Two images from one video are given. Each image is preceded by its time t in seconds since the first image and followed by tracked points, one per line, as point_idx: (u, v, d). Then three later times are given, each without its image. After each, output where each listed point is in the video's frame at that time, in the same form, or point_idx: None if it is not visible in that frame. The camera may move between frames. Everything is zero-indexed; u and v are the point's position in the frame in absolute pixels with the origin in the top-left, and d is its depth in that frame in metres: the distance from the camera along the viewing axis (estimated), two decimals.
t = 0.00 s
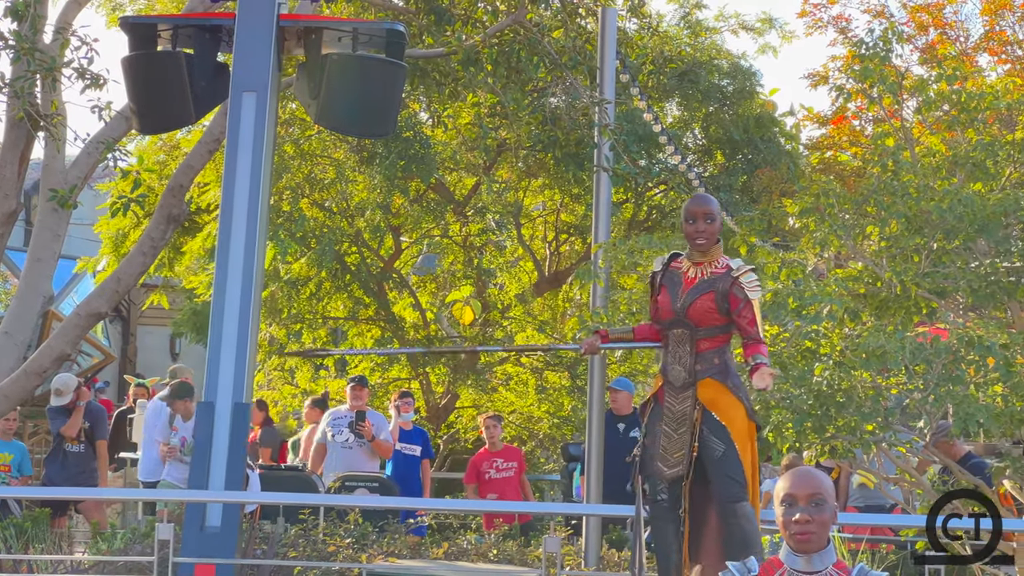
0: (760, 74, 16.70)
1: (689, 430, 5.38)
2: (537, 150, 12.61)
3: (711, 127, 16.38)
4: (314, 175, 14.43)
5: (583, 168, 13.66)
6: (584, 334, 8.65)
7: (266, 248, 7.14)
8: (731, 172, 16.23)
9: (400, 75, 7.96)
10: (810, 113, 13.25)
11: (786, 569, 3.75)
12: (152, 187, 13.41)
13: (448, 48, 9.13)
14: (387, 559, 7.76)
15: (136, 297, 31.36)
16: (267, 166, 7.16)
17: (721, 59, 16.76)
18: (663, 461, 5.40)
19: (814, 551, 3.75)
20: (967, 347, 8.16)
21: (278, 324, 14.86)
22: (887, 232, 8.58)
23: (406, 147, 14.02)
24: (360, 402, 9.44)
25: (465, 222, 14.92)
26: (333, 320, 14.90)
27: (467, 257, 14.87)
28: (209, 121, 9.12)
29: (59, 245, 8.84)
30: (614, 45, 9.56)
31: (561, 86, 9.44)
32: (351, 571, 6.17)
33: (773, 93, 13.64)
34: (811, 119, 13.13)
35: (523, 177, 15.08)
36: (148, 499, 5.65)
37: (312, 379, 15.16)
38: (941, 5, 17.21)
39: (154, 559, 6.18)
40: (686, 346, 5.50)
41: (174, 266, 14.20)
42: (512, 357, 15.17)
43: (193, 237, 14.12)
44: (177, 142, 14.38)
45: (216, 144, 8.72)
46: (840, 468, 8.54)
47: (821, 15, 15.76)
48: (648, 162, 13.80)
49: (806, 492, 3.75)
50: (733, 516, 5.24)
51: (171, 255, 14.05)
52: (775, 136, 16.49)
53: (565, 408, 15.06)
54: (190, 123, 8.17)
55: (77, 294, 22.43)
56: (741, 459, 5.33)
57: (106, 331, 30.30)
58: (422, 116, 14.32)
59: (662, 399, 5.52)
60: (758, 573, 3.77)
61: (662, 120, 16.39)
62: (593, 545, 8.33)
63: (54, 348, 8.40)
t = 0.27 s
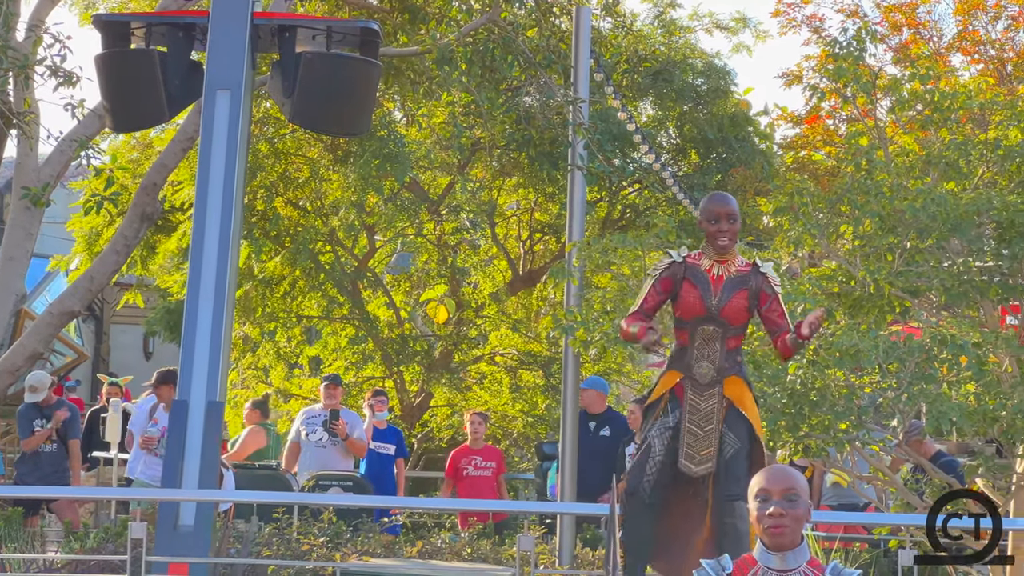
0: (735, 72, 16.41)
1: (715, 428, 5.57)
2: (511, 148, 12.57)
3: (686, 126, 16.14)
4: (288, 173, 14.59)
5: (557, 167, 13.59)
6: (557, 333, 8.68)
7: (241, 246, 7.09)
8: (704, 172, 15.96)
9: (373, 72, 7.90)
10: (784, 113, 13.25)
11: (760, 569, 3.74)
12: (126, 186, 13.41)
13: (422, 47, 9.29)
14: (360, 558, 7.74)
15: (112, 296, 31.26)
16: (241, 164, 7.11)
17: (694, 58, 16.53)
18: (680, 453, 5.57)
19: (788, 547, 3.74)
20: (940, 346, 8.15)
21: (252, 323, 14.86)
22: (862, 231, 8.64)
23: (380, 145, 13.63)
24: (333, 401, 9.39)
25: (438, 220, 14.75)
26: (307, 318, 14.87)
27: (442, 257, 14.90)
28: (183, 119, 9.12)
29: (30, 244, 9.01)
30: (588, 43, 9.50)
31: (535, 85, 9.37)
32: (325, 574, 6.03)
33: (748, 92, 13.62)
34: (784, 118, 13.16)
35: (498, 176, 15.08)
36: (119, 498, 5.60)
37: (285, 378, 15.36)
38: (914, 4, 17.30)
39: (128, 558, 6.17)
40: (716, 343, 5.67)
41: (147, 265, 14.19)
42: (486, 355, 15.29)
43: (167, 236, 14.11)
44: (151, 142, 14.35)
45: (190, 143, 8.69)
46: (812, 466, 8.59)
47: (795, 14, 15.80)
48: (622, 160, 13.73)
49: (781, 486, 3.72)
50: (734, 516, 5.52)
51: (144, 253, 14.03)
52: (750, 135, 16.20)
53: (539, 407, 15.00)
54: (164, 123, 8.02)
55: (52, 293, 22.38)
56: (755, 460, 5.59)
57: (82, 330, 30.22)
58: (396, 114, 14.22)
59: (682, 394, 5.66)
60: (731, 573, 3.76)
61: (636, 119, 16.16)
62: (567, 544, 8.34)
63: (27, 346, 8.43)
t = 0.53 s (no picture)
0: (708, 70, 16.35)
1: (708, 427, 5.49)
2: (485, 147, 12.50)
3: (659, 124, 15.96)
4: (262, 171, 14.37)
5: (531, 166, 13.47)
6: (531, 333, 8.75)
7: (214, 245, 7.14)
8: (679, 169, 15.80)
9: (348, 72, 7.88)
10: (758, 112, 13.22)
11: (733, 566, 3.77)
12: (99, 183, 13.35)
13: (395, 44, 9.37)
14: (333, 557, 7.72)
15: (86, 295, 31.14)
16: (215, 162, 7.14)
17: (668, 56, 16.36)
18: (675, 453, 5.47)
19: (761, 543, 3.76)
20: (913, 344, 8.14)
21: (226, 321, 14.88)
22: (835, 229, 8.59)
23: (354, 144, 13.74)
24: (308, 400, 9.38)
25: (412, 218, 14.92)
26: (281, 316, 14.98)
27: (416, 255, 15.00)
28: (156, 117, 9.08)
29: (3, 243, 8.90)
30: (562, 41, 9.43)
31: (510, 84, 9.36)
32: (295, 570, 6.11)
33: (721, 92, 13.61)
34: (759, 117, 13.17)
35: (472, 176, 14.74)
36: (91, 497, 5.64)
37: (259, 377, 15.06)
38: (887, 4, 17.39)
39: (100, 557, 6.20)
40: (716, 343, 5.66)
41: (121, 263, 14.12)
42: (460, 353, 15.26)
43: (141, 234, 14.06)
44: (124, 140, 14.27)
45: (164, 141, 8.68)
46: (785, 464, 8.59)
47: (769, 13, 15.84)
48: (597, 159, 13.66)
49: (755, 484, 3.75)
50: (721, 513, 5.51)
51: (117, 251, 13.96)
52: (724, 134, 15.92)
53: (513, 405, 15.11)
54: (137, 120, 8.04)
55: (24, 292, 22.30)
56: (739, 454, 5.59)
57: (55, 329, 30.10)
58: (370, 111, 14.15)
59: (675, 396, 5.54)
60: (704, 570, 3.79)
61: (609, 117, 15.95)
62: (540, 542, 8.32)
63: None
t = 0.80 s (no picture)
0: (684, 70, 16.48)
1: (679, 425, 5.27)
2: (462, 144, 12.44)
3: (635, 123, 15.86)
4: (237, 170, 14.31)
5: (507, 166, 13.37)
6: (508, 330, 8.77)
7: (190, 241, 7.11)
8: (653, 168, 15.54)
9: (324, 70, 7.83)
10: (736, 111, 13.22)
11: (711, 562, 3.85)
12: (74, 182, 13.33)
13: (372, 43, 9.27)
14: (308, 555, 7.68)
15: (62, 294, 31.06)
16: (191, 158, 7.12)
17: (643, 57, 16.59)
18: (645, 453, 5.26)
19: (739, 540, 3.84)
20: (890, 342, 8.16)
21: (202, 320, 14.92)
22: (812, 228, 8.62)
23: (330, 143, 13.60)
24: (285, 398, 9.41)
25: (388, 218, 14.96)
26: (257, 315, 14.99)
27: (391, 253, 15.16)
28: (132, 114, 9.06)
29: None
30: (540, 40, 9.56)
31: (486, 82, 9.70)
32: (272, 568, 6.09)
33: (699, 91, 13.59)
34: (735, 116, 13.18)
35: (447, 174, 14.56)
36: (63, 495, 5.61)
37: (235, 376, 15.10)
38: (863, 4, 17.52)
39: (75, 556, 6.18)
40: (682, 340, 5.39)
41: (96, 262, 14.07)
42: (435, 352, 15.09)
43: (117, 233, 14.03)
44: (99, 138, 14.22)
45: (139, 140, 8.73)
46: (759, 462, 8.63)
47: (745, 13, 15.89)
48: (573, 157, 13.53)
49: (732, 481, 3.81)
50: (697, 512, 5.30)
51: (92, 251, 13.90)
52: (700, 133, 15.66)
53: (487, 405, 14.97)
54: (113, 118, 7.99)
55: None
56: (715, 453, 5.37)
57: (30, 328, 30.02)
58: (347, 110, 14.14)
59: (642, 396, 5.32)
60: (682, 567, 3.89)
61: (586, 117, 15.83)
62: (516, 541, 8.30)
63: None
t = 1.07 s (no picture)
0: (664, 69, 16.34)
1: (616, 427, 5.36)
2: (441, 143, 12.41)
3: (615, 123, 15.89)
4: (217, 169, 14.25)
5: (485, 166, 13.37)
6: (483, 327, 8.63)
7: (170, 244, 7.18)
8: (633, 167, 15.61)
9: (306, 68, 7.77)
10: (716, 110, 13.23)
11: (694, 558, 3.90)
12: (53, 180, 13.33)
13: (353, 41, 9.26)
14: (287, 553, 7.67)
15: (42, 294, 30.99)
16: (172, 161, 7.18)
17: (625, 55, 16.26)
18: (587, 457, 5.39)
19: (721, 538, 3.90)
20: (870, 341, 8.19)
21: (181, 319, 14.94)
22: (792, 226, 8.64)
23: (310, 142, 13.63)
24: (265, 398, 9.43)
25: (368, 217, 14.89)
26: (236, 315, 14.99)
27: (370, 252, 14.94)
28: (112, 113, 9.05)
29: None
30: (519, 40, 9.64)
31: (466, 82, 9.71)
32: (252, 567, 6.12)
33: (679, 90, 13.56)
34: (715, 115, 13.20)
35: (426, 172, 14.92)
36: (40, 494, 5.65)
37: (214, 376, 15.08)
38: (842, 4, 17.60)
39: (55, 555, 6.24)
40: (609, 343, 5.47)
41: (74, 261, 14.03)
42: (415, 351, 15.04)
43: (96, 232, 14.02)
44: (79, 136, 14.20)
45: (120, 138, 8.76)
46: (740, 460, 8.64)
47: (724, 12, 15.91)
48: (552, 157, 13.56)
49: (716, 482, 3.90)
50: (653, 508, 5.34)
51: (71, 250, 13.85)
52: (679, 132, 15.99)
53: (468, 404, 14.91)
54: (93, 116, 7.93)
55: None
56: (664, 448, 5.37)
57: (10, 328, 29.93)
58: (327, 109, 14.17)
59: (586, 398, 5.45)
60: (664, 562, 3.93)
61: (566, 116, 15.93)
62: (497, 540, 8.30)
63: None
